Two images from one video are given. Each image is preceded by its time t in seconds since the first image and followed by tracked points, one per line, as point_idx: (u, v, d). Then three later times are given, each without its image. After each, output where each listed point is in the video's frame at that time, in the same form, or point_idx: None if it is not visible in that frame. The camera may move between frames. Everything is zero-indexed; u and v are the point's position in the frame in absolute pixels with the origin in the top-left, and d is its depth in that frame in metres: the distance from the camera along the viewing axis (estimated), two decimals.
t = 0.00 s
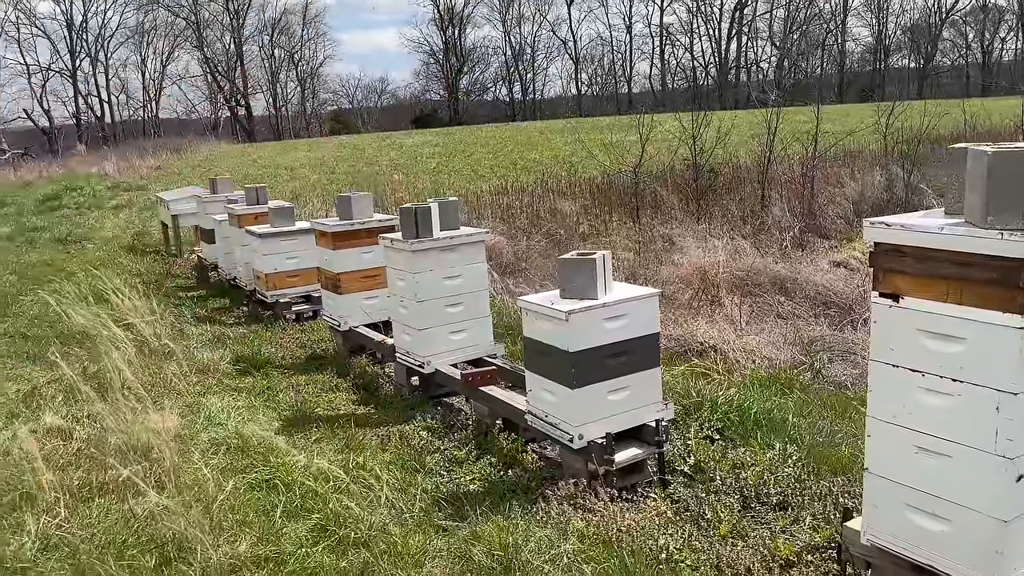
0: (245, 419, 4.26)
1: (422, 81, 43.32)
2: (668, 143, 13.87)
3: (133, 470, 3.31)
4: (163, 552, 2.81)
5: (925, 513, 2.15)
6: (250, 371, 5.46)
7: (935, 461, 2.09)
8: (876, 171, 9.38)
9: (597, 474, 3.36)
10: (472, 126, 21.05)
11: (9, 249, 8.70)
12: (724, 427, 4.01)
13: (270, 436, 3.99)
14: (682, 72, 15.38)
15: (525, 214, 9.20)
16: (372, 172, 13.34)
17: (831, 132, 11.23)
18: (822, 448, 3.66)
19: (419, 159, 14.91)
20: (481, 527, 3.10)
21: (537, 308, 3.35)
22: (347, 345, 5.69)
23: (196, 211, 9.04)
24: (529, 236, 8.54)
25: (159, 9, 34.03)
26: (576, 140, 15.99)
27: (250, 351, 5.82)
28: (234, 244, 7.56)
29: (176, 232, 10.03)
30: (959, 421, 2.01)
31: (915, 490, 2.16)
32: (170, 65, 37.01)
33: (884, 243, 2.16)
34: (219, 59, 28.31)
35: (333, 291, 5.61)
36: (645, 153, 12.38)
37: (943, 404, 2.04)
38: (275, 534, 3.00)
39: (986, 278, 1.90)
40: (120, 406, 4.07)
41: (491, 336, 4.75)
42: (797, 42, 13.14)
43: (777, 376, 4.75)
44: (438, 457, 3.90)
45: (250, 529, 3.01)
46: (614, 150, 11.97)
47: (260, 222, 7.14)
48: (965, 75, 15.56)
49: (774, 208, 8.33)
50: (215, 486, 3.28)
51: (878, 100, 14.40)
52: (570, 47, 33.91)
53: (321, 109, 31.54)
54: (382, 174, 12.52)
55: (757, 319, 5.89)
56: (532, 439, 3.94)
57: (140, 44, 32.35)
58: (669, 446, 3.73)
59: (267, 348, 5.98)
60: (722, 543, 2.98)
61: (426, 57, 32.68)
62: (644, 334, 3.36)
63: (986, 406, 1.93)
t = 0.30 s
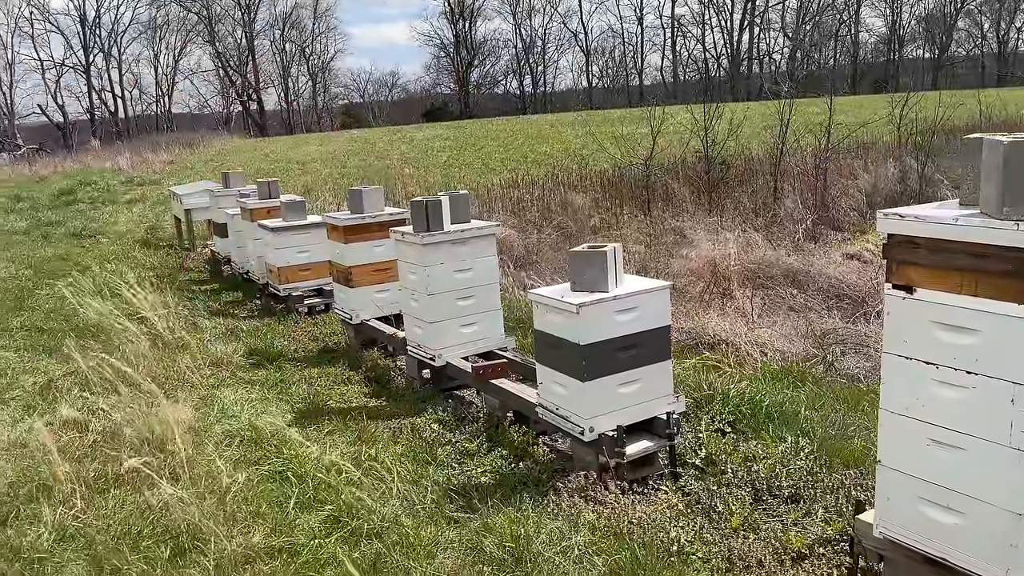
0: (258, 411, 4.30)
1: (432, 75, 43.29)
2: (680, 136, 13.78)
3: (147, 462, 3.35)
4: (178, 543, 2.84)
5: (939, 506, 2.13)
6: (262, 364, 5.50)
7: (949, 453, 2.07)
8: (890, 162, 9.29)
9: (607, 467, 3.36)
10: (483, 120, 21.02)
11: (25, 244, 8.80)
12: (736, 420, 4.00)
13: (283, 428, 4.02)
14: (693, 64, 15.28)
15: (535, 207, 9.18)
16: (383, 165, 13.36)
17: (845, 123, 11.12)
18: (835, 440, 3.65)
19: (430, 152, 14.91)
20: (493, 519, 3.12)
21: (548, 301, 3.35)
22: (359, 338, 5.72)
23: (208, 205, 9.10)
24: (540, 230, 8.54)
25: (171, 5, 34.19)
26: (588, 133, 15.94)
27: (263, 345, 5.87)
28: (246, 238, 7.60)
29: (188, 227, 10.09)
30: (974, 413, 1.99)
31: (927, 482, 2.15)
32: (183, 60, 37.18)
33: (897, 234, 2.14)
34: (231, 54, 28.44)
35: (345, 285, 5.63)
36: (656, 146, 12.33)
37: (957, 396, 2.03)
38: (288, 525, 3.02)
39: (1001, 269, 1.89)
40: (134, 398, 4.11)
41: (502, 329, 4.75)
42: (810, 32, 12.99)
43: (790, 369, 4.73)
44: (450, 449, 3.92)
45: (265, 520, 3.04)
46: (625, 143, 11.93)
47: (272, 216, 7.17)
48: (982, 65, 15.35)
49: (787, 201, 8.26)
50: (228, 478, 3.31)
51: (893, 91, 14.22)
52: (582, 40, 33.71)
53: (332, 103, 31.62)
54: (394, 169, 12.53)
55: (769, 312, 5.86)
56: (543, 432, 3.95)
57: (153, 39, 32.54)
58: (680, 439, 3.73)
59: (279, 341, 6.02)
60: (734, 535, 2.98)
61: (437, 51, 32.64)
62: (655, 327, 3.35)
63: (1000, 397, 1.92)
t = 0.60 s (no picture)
0: (272, 403, 4.33)
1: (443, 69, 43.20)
2: (693, 127, 13.68)
3: (163, 453, 3.37)
4: (193, 532, 2.86)
5: (954, 498, 2.11)
6: (276, 356, 5.54)
7: (966, 446, 2.05)
8: (906, 154, 9.19)
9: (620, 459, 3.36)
10: (494, 112, 20.97)
11: (41, 237, 8.88)
12: (749, 412, 3.99)
13: (297, 420, 4.04)
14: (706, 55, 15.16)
15: (547, 200, 9.16)
16: (395, 159, 13.36)
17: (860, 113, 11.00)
18: (849, 433, 3.62)
19: (442, 145, 14.90)
20: (505, 510, 3.13)
21: (559, 293, 3.34)
22: (371, 330, 5.73)
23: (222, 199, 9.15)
24: (552, 222, 8.52)
25: None
26: (600, 125, 15.87)
27: (276, 337, 5.90)
28: (259, 231, 7.63)
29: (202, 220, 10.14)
30: (990, 405, 1.97)
31: (942, 474, 2.13)
32: (195, 54, 37.31)
33: (912, 225, 2.11)
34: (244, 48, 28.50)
35: (358, 277, 5.64)
36: (669, 138, 12.25)
37: (973, 387, 2.00)
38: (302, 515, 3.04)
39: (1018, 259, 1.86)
40: (149, 390, 4.14)
41: (513, 322, 4.75)
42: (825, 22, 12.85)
43: (803, 362, 4.70)
44: (461, 441, 3.93)
45: (279, 511, 3.06)
46: (637, 135, 11.86)
47: (285, 209, 7.20)
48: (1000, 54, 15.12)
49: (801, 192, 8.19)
50: (243, 469, 3.33)
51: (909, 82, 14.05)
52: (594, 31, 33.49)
53: (343, 97, 31.68)
54: (405, 162, 12.53)
55: (783, 305, 5.82)
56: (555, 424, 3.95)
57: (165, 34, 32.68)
58: (692, 431, 3.72)
59: (292, 333, 6.05)
60: (747, 527, 2.97)
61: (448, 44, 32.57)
62: (667, 319, 3.34)
63: (1017, 389, 1.90)
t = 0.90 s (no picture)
0: (283, 396, 4.35)
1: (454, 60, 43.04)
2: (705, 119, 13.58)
3: (176, 446, 3.40)
4: (204, 524, 2.89)
5: (967, 493, 2.09)
6: (288, 350, 5.56)
7: (980, 441, 2.03)
8: (921, 146, 9.09)
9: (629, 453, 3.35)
10: (506, 104, 20.88)
11: (55, 231, 8.96)
12: (760, 407, 3.97)
13: (308, 413, 4.06)
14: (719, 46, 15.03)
15: (558, 193, 9.13)
16: (405, 152, 13.35)
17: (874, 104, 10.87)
18: (862, 427, 3.59)
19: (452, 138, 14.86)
20: (515, 504, 3.13)
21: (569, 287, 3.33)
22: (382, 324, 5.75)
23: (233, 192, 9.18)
24: (563, 216, 8.49)
25: None
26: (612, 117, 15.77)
27: (288, 330, 5.93)
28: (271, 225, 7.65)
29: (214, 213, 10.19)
30: (1005, 400, 1.95)
31: (956, 469, 2.11)
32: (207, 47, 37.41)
33: (926, 218, 2.09)
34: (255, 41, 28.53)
35: (369, 271, 5.65)
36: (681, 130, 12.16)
37: (987, 382, 1.98)
38: (314, 508, 3.06)
39: None
40: (162, 384, 4.17)
41: (523, 315, 4.74)
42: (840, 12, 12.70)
43: (815, 356, 4.66)
44: (472, 435, 3.94)
45: (291, 504, 3.08)
46: (649, 128, 11.78)
47: (296, 203, 7.21)
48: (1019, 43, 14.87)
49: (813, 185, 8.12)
50: (255, 461, 3.35)
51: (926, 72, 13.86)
52: (605, 22, 33.22)
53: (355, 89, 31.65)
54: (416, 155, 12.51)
55: (795, 298, 5.78)
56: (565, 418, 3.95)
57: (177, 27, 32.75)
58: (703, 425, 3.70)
59: (304, 326, 6.08)
60: (758, 522, 2.96)
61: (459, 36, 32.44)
62: (678, 313, 3.32)
63: None
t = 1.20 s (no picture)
0: (292, 391, 4.38)
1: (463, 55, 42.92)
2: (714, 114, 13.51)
3: (186, 440, 3.44)
4: (214, 518, 2.92)
5: (976, 489, 2.09)
6: (297, 344, 5.60)
7: (988, 437, 2.03)
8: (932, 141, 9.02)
9: (637, 449, 3.35)
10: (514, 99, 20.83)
11: (66, 227, 9.02)
12: (768, 403, 3.96)
13: (317, 407, 4.09)
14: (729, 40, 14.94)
15: (566, 189, 9.11)
16: (414, 148, 13.35)
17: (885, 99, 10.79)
18: (870, 424, 3.58)
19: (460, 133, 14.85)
20: (522, 498, 3.15)
21: (577, 283, 3.34)
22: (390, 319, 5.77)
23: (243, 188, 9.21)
24: (571, 211, 8.48)
25: None
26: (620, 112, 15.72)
27: (297, 326, 5.96)
28: (280, 220, 7.68)
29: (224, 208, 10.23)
30: (1013, 395, 1.94)
31: (965, 465, 2.10)
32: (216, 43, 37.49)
33: (934, 213, 2.08)
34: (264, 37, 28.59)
35: (377, 267, 5.67)
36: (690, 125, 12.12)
37: (995, 378, 1.98)
38: (323, 502, 3.09)
39: None
40: (172, 378, 4.21)
41: (531, 311, 4.74)
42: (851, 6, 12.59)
43: (824, 352, 4.65)
44: (479, 429, 3.95)
45: (300, 498, 3.11)
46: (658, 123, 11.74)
47: (305, 199, 7.24)
48: None
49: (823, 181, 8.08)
50: (264, 455, 3.38)
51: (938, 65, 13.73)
52: (614, 16, 33.03)
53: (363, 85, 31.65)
54: (424, 151, 12.50)
55: (804, 294, 5.75)
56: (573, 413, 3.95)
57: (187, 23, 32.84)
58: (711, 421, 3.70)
59: (313, 322, 6.11)
60: (765, 516, 2.96)
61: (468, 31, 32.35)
62: (686, 308, 3.32)
63: None
